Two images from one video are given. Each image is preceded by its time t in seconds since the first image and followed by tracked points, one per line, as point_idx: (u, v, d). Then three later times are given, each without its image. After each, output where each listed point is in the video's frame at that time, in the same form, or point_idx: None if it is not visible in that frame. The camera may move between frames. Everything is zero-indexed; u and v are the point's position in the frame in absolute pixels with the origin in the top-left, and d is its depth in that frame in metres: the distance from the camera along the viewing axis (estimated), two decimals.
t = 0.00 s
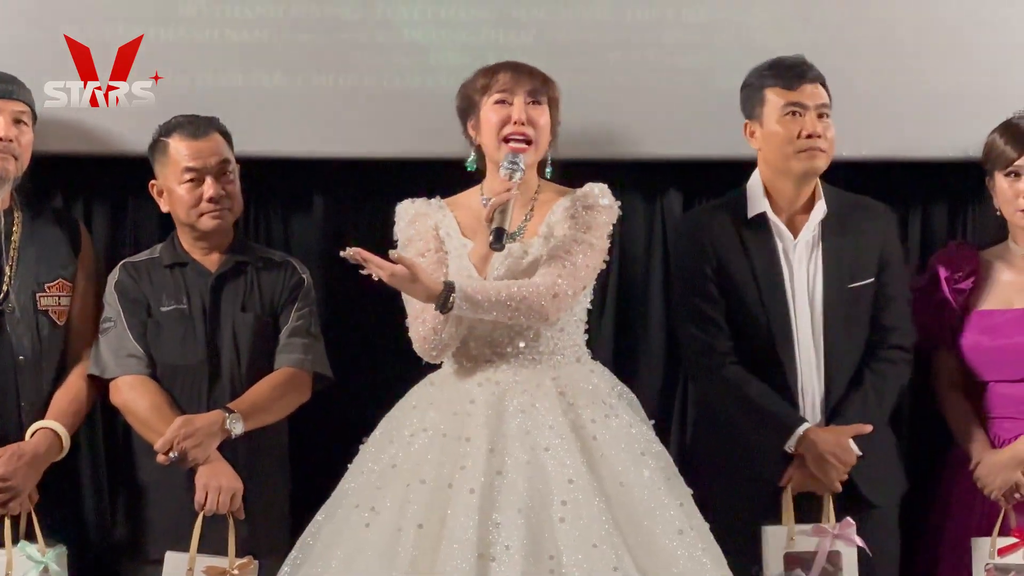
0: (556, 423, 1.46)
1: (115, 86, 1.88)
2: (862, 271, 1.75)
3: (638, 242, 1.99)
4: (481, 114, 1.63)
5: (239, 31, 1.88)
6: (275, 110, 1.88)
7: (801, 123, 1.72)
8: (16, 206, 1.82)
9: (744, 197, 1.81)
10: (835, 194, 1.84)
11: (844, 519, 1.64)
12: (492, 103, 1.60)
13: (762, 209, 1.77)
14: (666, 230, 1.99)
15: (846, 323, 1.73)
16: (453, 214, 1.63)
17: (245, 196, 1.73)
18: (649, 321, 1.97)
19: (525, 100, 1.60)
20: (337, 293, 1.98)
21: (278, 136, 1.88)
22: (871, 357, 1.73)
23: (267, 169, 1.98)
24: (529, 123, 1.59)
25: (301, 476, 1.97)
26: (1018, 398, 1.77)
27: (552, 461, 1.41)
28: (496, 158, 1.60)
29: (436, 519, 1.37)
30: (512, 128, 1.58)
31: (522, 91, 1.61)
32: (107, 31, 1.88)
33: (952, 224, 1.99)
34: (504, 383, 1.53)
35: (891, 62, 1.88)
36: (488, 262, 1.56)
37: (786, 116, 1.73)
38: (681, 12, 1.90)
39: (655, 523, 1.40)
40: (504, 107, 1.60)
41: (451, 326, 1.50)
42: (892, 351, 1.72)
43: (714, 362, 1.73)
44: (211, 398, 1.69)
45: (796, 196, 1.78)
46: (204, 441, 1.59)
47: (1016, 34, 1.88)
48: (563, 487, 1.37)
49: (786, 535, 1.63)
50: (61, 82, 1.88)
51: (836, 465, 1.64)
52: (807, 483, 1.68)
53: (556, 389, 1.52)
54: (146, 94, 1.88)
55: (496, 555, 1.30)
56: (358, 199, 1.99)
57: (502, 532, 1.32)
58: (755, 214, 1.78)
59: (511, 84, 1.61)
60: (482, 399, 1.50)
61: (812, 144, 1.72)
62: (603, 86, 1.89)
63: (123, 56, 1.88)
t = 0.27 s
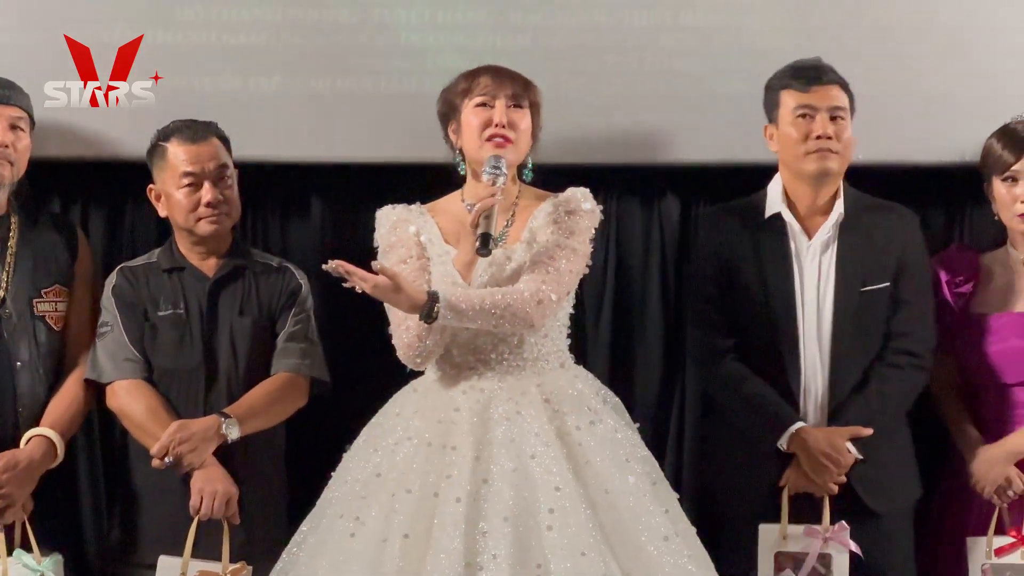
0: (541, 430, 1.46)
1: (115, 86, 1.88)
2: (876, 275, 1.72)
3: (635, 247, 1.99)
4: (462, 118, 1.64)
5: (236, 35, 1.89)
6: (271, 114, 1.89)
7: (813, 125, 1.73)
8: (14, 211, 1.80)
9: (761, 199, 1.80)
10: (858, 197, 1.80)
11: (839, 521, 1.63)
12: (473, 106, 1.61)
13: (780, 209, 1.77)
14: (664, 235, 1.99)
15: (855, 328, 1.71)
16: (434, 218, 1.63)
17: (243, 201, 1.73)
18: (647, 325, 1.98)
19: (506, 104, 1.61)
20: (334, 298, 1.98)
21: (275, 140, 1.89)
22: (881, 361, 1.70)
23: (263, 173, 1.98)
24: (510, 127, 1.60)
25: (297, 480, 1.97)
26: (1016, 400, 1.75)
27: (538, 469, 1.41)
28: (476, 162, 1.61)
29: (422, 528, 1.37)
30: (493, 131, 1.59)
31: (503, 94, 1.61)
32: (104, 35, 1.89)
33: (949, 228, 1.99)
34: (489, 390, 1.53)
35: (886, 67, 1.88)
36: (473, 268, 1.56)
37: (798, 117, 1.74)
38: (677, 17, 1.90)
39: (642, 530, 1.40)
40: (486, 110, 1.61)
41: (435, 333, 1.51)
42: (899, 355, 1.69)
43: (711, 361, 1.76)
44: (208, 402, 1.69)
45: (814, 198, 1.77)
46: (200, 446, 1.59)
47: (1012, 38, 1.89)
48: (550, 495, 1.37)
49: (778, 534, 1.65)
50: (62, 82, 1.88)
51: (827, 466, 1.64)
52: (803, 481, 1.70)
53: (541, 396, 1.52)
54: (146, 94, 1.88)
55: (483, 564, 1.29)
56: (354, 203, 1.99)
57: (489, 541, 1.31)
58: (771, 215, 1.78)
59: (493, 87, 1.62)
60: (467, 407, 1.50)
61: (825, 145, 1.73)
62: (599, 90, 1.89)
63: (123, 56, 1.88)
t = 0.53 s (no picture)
0: (530, 435, 1.46)
1: (115, 86, 1.88)
2: (894, 285, 1.69)
3: (632, 252, 1.99)
4: (442, 121, 1.64)
5: (234, 39, 1.89)
6: (268, 118, 1.88)
7: (828, 130, 1.70)
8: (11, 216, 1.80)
9: (784, 205, 1.79)
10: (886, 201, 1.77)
11: (853, 530, 1.62)
12: (454, 108, 1.60)
13: (802, 215, 1.75)
14: (661, 239, 1.99)
15: (872, 337, 1.69)
16: (414, 223, 1.62)
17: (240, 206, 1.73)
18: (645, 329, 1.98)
19: (486, 105, 1.60)
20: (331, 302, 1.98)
21: (272, 144, 1.89)
22: (900, 371, 1.68)
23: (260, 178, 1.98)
24: (489, 128, 1.59)
25: (294, 484, 1.97)
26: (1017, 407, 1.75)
27: (528, 474, 1.40)
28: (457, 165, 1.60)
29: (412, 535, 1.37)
30: (474, 132, 1.58)
31: (483, 95, 1.61)
32: (102, 38, 1.89)
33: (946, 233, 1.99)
34: (477, 395, 1.53)
35: (882, 72, 1.88)
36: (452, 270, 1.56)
37: (815, 122, 1.71)
38: (675, 22, 1.90)
39: (633, 534, 1.40)
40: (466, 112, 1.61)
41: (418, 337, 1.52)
42: (918, 365, 1.66)
43: (727, 365, 1.76)
44: (204, 405, 1.68)
45: (837, 204, 1.74)
46: (197, 449, 1.58)
47: (1008, 44, 1.89)
48: (540, 501, 1.37)
49: (792, 542, 1.63)
50: (62, 82, 1.88)
51: (838, 475, 1.62)
52: (814, 490, 1.67)
53: (529, 402, 1.52)
54: (146, 94, 1.88)
55: (473, 571, 1.29)
56: (352, 207, 1.99)
57: (479, 547, 1.31)
58: (795, 219, 1.75)
59: (472, 89, 1.61)
60: (455, 412, 1.50)
61: (840, 151, 1.70)
62: (597, 94, 1.90)
63: (123, 56, 1.88)
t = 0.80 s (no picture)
0: (526, 437, 1.46)
1: (114, 87, 1.88)
2: (903, 289, 1.68)
3: (631, 253, 1.99)
4: (431, 122, 1.63)
5: (233, 41, 1.89)
6: (268, 119, 1.88)
7: (832, 135, 1.70)
8: (11, 218, 1.79)
9: (795, 209, 1.79)
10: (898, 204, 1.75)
11: (860, 532, 1.62)
12: (443, 108, 1.60)
13: (812, 219, 1.76)
14: (660, 242, 1.99)
15: (880, 340, 1.68)
16: (404, 225, 1.61)
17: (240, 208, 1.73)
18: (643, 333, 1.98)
19: (474, 104, 1.60)
20: (330, 304, 1.98)
21: (271, 146, 1.88)
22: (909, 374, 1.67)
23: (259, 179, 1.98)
24: (479, 127, 1.59)
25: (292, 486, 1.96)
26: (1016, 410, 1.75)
27: (525, 477, 1.40)
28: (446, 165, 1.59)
29: (408, 540, 1.37)
30: (463, 131, 1.58)
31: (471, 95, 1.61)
32: (101, 40, 1.88)
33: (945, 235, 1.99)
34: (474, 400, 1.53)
35: (881, 74, 1.88)
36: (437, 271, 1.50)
37: (820, 126, 1.71)
38: (674, 24, 1.90)
39: (629, 536, 1.40)
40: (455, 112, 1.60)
41: (405, 339, 1.47)
42: (925, 369, 1.66)
43: (735, 370, 1.76)
44: (203, 407, 1.68)
45: (845, 208, 1.73)
46: (196, 451, 1.58)
47: (1007, 47, 1.89)
48: (536, 504, 1.37)
49: (799, 545, 1.63)
50: (61, 82, 1.88)
51: (842, 477, 1.62)
52: (821, 493, 1.67)
53: (525, 404, 1.51)
54: (146, 95, 1.88)
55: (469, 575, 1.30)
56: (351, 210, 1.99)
57: (476, 551, 1.32)
58: (803, 224, 1.76)
59: (460, 89, 1.61)
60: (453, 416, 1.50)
61: (843, 156, 1.70)
62: (596, 96, 1.89)
63: (123, 56, 1.88)
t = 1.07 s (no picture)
0: (534, 438, 1.46)
1: (115, 87, 1.88)
2: (903, 288, 1.69)
3: (631, 254, 1.99)
4: (433, 126, 1.62)
5: (233, 42, 1.89)
6: (267, 120, 1.88)
7: (827, 136, 1.71)
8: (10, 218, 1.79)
9: (795, 208, 1.79)
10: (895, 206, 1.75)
11: (858, 530, 1.62)
12: (444, 113, 1.59)
13: (810, 220, 1.75)
14: (660, 243, 1.99)
15: (877, 339, 1.69)
16: (409, 226, 1.60)
17: (239, 209, 1.72)
18: (643, 334, 1.98)
19: (476, 108, 1.59)
20: (330, 303, 1.98)
21: (270, 147, 1.88)
22: (909, 373, 1.68)
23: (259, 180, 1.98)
24: (482, 131, 1.58)
25: (292, 486, 1.96)
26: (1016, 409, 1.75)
27: (532, 478, 1.41)
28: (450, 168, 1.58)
29: (416, 542, 1.38)
30: (466, 136, 1.57)
31: (473, 99, 1.59)
32: (101, 41, 1.88)
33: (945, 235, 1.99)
34: (482, 401, 1.52)
35: (881, 75, 1.88)
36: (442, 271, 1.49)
37: (816, 128, 1.72)
38: (674, 24, 1.90)
39: (634, 538, 1.40)
40: (457, 116, 1.59)
41: (411, 340, 1.48)
42: (925, 368, 1.66)
43: (736, 371, 1.75)
44: (203, 408, 1.68)
45: (843, 209, 1.73)
46: (197, 451, 1.58)
47: (1007, 47, 1.89)
48: (543, 505, 1.37)
49: (798, 544, 1.63)
50: (62, 82, 1.88)
51: (842, 474, 1.62)
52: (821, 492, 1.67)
53: (534, 407, 1.51)
54: (146, 94, 1.88)
55: None
56: (351, 210, 1.99)
57: (483, 553, 1.32)
58: (802, 225, 1.76)
59: (461, 93, 1.60)
60: (461, 417, 1.50)
61: (840, 157, 1.70)
62: (596, 96, 1.90)
63: (123, 56, 1.88)
